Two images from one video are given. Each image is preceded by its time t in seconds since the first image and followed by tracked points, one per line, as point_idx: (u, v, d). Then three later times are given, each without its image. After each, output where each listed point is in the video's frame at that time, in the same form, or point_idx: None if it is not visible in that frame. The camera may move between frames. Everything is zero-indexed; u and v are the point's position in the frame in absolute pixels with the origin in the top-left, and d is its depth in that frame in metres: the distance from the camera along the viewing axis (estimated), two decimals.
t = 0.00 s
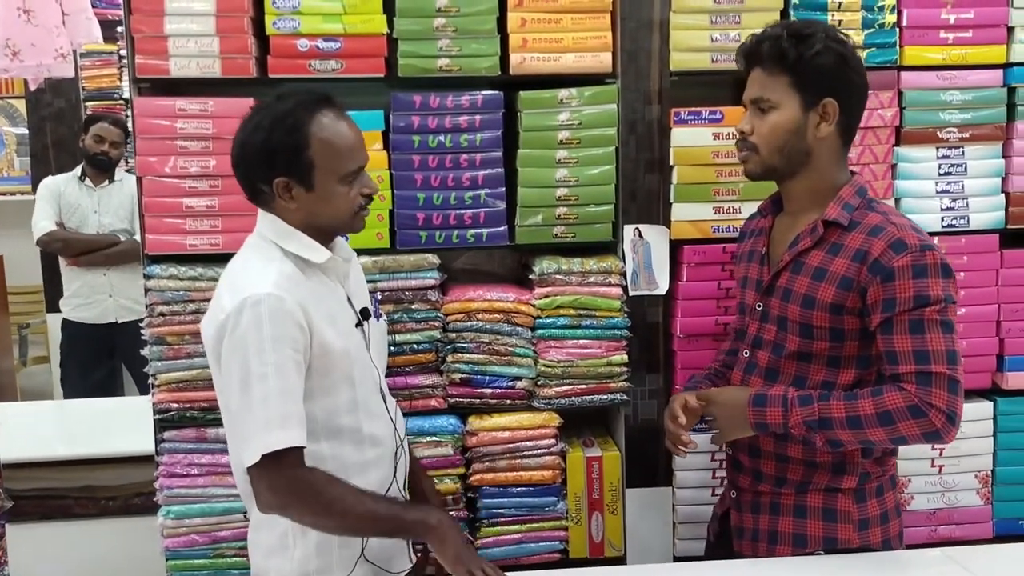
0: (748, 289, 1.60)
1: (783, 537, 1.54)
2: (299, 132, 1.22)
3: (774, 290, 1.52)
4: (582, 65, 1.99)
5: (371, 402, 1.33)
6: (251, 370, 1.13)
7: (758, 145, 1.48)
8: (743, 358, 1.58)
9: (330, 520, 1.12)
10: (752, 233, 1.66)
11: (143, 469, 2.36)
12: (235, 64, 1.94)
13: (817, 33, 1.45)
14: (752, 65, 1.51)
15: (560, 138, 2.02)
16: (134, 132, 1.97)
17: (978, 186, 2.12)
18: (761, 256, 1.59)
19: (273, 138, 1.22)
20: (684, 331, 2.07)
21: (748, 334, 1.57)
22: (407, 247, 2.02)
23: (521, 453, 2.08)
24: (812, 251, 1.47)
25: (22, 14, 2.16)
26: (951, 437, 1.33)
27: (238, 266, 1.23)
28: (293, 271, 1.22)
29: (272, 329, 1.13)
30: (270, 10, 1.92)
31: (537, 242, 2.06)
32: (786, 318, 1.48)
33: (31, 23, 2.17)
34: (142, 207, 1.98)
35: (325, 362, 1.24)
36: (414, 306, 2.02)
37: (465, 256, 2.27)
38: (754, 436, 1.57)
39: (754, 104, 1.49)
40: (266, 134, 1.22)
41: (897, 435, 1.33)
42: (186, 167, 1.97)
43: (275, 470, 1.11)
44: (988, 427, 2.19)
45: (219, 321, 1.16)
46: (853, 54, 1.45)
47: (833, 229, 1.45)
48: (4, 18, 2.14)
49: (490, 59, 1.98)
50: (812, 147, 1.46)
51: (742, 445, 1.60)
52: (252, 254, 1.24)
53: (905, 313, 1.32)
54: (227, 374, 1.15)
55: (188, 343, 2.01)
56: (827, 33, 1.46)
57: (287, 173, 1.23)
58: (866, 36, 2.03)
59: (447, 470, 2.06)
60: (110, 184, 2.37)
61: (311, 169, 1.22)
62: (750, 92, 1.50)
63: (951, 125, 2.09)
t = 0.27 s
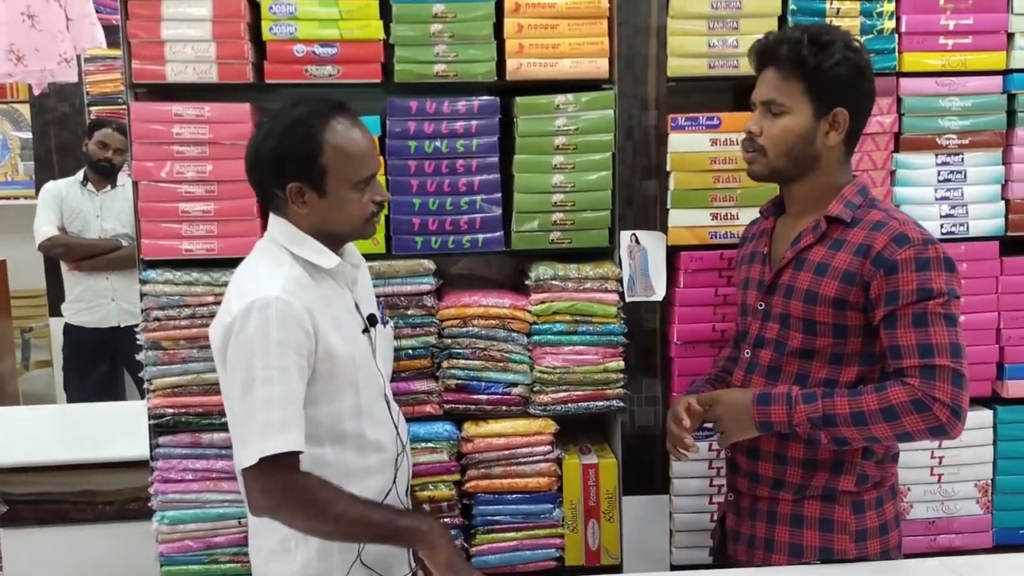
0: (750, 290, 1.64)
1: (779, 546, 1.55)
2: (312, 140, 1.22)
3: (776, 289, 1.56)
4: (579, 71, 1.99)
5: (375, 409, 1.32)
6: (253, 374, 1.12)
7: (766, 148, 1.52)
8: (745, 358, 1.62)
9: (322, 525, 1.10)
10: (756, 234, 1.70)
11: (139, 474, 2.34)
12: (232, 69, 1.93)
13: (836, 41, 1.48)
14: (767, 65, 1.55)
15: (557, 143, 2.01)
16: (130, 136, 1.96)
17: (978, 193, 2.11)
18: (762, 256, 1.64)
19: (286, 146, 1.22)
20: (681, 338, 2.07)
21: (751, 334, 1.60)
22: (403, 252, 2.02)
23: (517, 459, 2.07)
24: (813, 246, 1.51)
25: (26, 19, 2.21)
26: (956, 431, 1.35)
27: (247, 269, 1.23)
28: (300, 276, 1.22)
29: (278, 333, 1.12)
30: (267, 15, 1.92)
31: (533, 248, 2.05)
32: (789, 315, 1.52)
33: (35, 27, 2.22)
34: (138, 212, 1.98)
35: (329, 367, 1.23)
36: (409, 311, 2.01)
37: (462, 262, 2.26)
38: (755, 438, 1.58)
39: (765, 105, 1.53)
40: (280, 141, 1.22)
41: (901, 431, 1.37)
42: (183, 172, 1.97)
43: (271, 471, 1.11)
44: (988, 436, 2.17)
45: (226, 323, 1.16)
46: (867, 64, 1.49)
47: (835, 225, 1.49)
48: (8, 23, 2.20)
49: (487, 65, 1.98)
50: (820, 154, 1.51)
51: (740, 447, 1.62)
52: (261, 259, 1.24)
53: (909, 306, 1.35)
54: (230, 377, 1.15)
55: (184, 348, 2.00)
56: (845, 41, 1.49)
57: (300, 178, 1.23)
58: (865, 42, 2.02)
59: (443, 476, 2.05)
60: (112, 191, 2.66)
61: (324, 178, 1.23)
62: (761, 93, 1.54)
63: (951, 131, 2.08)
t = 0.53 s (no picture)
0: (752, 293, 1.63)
1: (776, 550, 1.54)
2: (344, 140, 1.23)
3: (778, 290, 1.55)
4: (576, 73, 1.98)
5: (391, 404, 1.32)
6: (263, 365, 1.12)
7: (765, 147, 1.53)
8: (747, 360, 1.61)
9: (331, 513, 1.10)
10: (760, 239, 1.69)
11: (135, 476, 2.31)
12: (228, 71, 1.93)
13: (828, 39, 1.50)
14: (763, 68, 1.57)
15: (554, 145, 2.00)
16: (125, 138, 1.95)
17: (978, 197, 2.09)
18: (765, 259, 1.63)
19: (317, 142, 1.23)
20: (679, 341, 2.05)
21: (753, 336, 1.59)
22: (399, 255, 2.01)
23: (512, 463, 2.06)
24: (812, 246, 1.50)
25: (29, 22, 2.21)
26: (954, 432, 1.34)
27: (262, 263, 1.24)
28: (312, 271, 1.22)
29: (284, 326, 1.12)
30: (263, 17, 1.92)
31: (529, 250, 2.04)
32: (789, 315, 1.51)
33: (37, 31, 2.22)
34: (134, 214, 1.97)
35: (341, 361, 1.23)
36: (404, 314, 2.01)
37: (459, 264, 2.26)
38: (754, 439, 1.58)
39: (762, 105, 1.54)
40: (311, 136, 1.23)
41: (898, 432, 1.35)
42: (178, 173, 1.96)
43: (279, 460, 1.11)
44: (987, 441, 2.15)
45: (236, 314, 1.17)
46: (861, 59, 1.50)
47: (835, 226, 1.48)
48: (11, 26, 2.20)
49: (483, 67, 1.97)
50: (818, 149, 1.51)
51: (740, 447, 1.61)
52: (275, 255, 1.25)
53: (905, 306, 1.34)
54: (240, 370, 1.16)
55: (179, 350, 2.00)
56: (837, 39, 1.51)
57: (326, 173, 1.23)
58: (864, 44, 2.01)
59: (437, 481, 2.05)
60: (115, 193, 2.88)
61: (350, 176, 1.23)
62: (759, 94, 1.55)
63: (950, 134, 2.07)
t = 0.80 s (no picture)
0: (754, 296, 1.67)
1: (783, 550, 1.58)
2: (363, 133, 1.29)
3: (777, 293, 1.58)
4: (569, 75, 1.97)
5: (413, 403, 1.35)
6: (291, 356, 1.17)
7: (759, 149, 1.55)
8: (750, 364, 1.64)
9: (366, 510, 1.14)
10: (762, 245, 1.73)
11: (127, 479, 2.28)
12: (220, 72, 1.93)
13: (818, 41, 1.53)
14: (753, 74, 1.60)
15: (547, 148, 2.00)
16: (117, 139, 1.95)
17: (972, 200, 2.09)
18: (767, 263, 1.67)
19: (337, 136, 1.29)
20: (671, 344, 2.05)
21: (756, 339, 1.62)
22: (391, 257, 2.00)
23: (505, 466, 2.05)
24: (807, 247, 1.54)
25: (27, 26, 2.19)
26: (943, 428, 1.36)
27: (291, 259, 1.29)
28: (337, 267, 1.27)
29: (312, 318, 1.17)
30: (254, 18, 1.92)
31: (522, 253, 2.04)
32: (788, 317, 1.54)
33: (34, 34, 2.20)
34: (125, 216, 1.97)
35: (367, 356, 1.27)
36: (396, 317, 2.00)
37: (453, 267, 2.26)
38: (763, 443, 1.62)
39: (756, 109, 1.57)
40: (331, 132, 1.29)
41: (887, 428, 1.38)
42: (170, 175, 1.96)
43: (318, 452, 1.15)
44: (982, 445, 2.15)
45: (267, 308, 1.22)
46: (850, 61, 1.53)
47: (829, 226, 1.52)
48: (8, 30, 2.18)
49: (475, 69, 1.97)
50: (812, 149, 1.54)
51: (751, 452, 1.65)
52: (302, 251, 1.30)
53: (894, 300, 1.37)
54: (271, 361, 1.20)
55: (170, 352, 1.99)
56: (827, 41, 1.55)
57: (348, 167, 1.29)
58: (857, 47, 2.01)
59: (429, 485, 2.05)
60: (112, 197, 2.83)
61: (370, 168, 1.29)
62: (751, 97, 1.58)
63: (943, 137, 2.07)
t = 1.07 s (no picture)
0: (768, 303, 1.68)
1: (802, 548, 1.59)
2: (388, 140, 1.33)
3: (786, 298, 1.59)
4: (560, 79, 1.98)
5: (429, 405, 1.42)
6: (315, 355, 1.24)
7: (761, 159, 1.56)
8: (767, 369, 1.66)
9: (383, 520, 1.21)
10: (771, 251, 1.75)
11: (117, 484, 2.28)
12: (212, 76, 1.93)
13: (814, 50, 1.54)
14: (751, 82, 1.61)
15: (538, 152, 2.00)
16: (108, 143, 1.95)
17: (962, 204, 2.09)
18: (775, 270, 1.69)
19: (362, 143, 1.33)
20: (663, 348, 2.05)
21: (769, 345, 1.64)
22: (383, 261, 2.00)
23: (497, 470, 2.04)
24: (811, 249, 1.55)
25: (20, 30, 2.16)
26: (950, 423, 1.36)
27: (311, 263, 1.35)
28: (357, 270, 1.33)
29: (337, 315, 1.24)
30: (246, 22, 1.92)
31: (513, 257, 2.04)
32: (796, 320, 1.55)
33: (28, 39, 2.17)
34: (116, 219, 1.96)
35: (385, 357, 1.34)
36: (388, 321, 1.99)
37: (445, 271, 2.25)
38: (783, 448, 1.63)
39: (755, 119, 1.57)
40: (357, 137, 1.34)
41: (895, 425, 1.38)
42: (161, 179, 1.96)
43: (356, 455, 1.21)
44: (973, 449, 2.15)
45: (292, 308, 1.28)
46: (848, 68, 1.53)
47: (830, 228, 1.53)
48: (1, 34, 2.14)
49: (467, 73, 1.97)
50: (812, 157, 1.54)
51: (773, 456, 1.66)
52: (323, 255, 1.36)
53: (895, 298, 1.37)
54: (296, 359, 1.27)
55: (161, 356, 1.98)
56: (823, 49, 1.55)
57: (370, 173, 1.33)
58: (848, 52, 2.02)
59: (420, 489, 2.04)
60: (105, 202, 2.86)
61: (393, 174, 1.33)
62: (749, 108, 1.59)
63: (934, 141, 2.07)
